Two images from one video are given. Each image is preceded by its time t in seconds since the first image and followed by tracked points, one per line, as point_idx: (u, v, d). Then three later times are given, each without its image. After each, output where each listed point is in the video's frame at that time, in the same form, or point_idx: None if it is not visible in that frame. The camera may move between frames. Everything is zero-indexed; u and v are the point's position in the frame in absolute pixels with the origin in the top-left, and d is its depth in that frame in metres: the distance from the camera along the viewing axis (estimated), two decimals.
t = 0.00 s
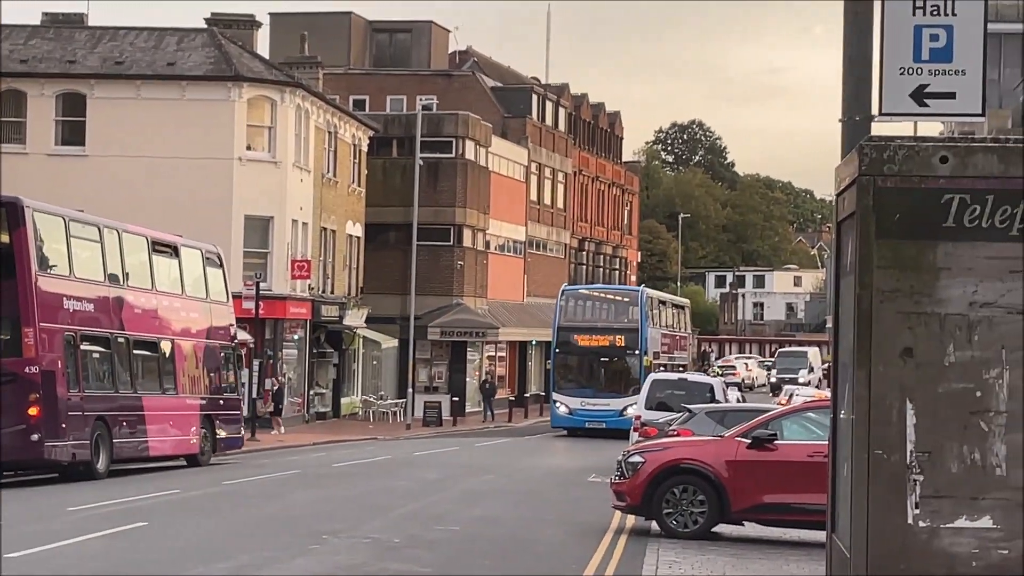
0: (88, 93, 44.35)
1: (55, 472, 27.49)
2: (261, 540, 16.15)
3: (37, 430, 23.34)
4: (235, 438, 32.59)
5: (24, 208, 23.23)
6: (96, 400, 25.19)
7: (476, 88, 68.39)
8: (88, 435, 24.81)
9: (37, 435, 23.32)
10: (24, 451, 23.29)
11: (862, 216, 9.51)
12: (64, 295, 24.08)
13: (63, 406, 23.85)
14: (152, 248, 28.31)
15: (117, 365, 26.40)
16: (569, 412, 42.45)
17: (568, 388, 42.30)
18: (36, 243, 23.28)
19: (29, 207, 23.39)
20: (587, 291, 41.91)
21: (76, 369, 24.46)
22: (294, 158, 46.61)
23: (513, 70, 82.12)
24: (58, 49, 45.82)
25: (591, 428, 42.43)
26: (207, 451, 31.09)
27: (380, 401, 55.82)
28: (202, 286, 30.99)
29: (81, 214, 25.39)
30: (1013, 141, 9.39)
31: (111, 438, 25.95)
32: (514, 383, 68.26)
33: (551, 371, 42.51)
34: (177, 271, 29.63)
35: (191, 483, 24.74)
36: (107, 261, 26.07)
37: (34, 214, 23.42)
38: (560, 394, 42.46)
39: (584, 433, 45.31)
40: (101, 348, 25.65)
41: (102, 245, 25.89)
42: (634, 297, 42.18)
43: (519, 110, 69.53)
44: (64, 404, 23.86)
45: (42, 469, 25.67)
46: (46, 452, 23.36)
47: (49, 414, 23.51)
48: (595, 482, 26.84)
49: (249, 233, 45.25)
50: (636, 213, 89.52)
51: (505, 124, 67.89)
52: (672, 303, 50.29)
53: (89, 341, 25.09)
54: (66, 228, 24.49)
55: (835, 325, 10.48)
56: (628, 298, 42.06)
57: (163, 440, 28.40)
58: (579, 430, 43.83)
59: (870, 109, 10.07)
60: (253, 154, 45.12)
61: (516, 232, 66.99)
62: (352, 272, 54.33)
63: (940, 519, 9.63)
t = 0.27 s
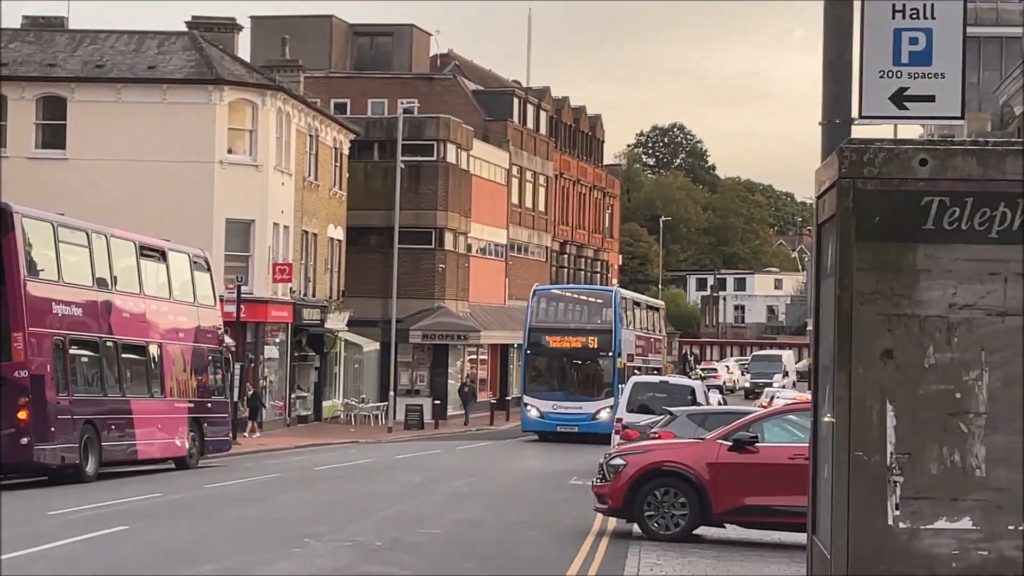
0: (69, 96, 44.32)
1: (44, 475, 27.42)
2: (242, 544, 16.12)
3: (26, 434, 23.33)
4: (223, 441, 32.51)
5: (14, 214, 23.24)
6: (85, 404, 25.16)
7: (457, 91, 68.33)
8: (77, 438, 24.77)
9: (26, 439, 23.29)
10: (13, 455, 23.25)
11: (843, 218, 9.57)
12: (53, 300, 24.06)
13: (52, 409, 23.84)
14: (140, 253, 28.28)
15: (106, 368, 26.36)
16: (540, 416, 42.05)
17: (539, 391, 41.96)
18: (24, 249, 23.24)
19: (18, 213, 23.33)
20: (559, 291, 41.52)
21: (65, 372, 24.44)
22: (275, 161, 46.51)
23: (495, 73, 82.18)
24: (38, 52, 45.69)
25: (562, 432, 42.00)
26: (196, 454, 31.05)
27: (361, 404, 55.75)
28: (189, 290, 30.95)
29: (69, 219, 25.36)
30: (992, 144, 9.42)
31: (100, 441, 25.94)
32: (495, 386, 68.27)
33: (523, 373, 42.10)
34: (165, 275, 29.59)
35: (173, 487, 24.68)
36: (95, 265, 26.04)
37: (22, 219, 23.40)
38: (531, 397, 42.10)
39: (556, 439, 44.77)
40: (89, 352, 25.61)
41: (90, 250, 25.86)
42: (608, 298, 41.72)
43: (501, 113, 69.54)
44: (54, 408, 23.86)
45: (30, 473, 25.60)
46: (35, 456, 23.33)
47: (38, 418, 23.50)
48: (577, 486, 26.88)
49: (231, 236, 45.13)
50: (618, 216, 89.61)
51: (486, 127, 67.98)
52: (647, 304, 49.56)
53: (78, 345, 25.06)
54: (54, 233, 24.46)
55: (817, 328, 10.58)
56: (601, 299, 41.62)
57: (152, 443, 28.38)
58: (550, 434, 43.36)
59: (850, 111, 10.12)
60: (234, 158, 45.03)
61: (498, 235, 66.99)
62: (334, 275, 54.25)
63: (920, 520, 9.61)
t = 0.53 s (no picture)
0: (56, 101, 44.18)
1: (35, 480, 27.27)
2: (231, 548, 16.12)
3: (21, 439, 23.29)
4: (216, 445, 32.44)
5: (9, 221, 23.18)
6: (78, 409, 25.14)
7: (445, 95, 68.32)
8: (71, 443, 24.69)
9: (21, 444, 23.26)
10: (8, 460, 23.17)
11: (829, 221, 9.57)
12: (46, 306, 24.04)
13: (46, 414, 23.82)
14: (133, 258, 28.30)
15: (99, 374, 26.32)
16: (519, 420, 40.76)
17: (518, 395, 40.73)
18: (19, 255, 23.24)
19: (13, 219, 23.35)
20: (538, 292, 40.26)
21: (59, 377, 24.42)
22: (263, 165, 46.49)
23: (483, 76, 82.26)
24: (25, 56, 45.63)
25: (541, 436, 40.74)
26: (189, 457, 31.02)
27: (350, 408, 55.73)
28: (182, 295, 30.93)
29: (62, 225, 25.33)
30: (977, 147, 9.47)
31: (95, 445, 25.91)
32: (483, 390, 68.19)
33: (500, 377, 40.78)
34: (157, 280, 29.58)
35: (161, 492, 24.65)
36: (87, 271, 26.03)
37: (16, 226, 23.36)
38: (509, 401, 40.82)
39: (532, 443, 43.59)
40: (82, 357, 25.59)
41: (82, 256, 25.84)
42: (589, 299, 40.44)
43: (488, 116, 69.53)
44: (48, 413, 23.83)
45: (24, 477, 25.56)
46: (29, 461, 23.27)
47: (33, 423, 23.48)
48: (565, 489, 26.91)
49: (218, 241, 45.15)
50: (606, 219, 89.76)
51: (474, 130, 68.05)
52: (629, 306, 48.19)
53: (71, 351, 25.05)
54: (47, 240, 24.43)
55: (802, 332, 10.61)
56: (582, 300, 40.34)
57: (145, 447, 28.35)
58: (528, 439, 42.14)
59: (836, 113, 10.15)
60: (222, 162, 45.01)
61: (485, 238, 67.04)
62: (322, 278, 54.23)
63: (907, 522, 9.61)
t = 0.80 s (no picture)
0: (50, 104, 44.06)
1: (36, 484, 27.28)
2: (227, 552, 16.10)
3: (20, 442, 23.27)
4: (212, 448, 32.42)
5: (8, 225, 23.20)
6: (77, 412, 25.13)
7: (439, 97, 68.32)
8: (69, 447, 24.68)
9: (21, 447, 23.24)
10: (7, 463, 23.16)
11: (823, 223, 9.59)
12: (45, 310, 24.03)
13: (46, 418, 23.79)
14: (130, 262, 28.30)
15: (98, 378, 26.31)
16: (503, 423, 39.37)
17: (502, 397, 39.33)
18: (17, 259, 23.23)
19: (11, 224, 23.35)
20: (523, 291, 38.84)
21: (58, 381, 24.40)
22: (257, 168, 46.44)
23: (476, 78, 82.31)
24: (18, 60, 45.60)
25: (526, 441, 39.35)
26: (187, 460, 31.00)
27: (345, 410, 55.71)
28: (179, 299, 30.90)
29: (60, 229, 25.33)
30: (971, 148, 9.45)
31: (94, 448, 25.90)
32: (478, 392, 68.06)
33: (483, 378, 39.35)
34: (155, 283, 29.55)
35: (156, 495, 24.65)
36: (85, 275, 26.03)
37: (15, 230, 23.36)
38: (493, 403, 39.44)
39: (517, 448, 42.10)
40: (81, 361, 25.56)
41: (80, 260, 25.84)
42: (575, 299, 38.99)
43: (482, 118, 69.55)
44: (47, 416, 23.81)
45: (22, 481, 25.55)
46: (29, 464, 23.25)
47: (32, 426, 23.44)
48: (561, 491, 26.90)
49: (213, 244, 45.08)
50: (600, 221, 89.79)
51: (468, 132, 68.06)
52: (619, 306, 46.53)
53: (70, 354, 25.03)
54: (46, 244, 24.42)
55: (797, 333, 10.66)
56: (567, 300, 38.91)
57: (143, 451, 28.33)
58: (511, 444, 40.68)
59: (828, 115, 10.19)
60: (215, 165, 44.94)
61: (479, 240, 67.02)
62: (316, 281, 54.19)
63: (902, 523, 9.59)
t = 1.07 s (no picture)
0: (48, 105, 44.13)
1: (39, 484, 27.32)
2: (228, 551, 16.09)
3: (23, 443, 23.25)
4: (213, 448, 32.41)
5: (9, 226, 23.20)
6: (78, 413, 25.11)
7: (437, 96, 68.30)
8: (71, 447, 24.67)
9: (23, 447, 23.22)
10: (10, 464, 23.15)
11: (822, 219, 9.57)
12: (47, 311, 24.02)
13: (47, 418, 23.77)
14: (132, 263, 28.28)
15: (100, 378, 26.31)
16: (492, 424, 38.36)
17: (491, 397, 38.33)
18: (19, 260, 23.22)
19: (12, 225, 23.34)
20: (512, 287, 37.68)
21: (59, 382, 24.39)
22: (256, 168, 46.47)
23: (474, 78, 82.29)
24: (16, 60, 45.61)
25: (516, 441, 38.35)
26: (188, 460, 30.99)
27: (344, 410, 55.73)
28: (180, 299, 30.89)
29: (61, 230, 25.34)
30: (969, 143, 9.45)
31: (95, 449, 25.91)
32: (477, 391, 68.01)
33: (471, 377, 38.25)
34: (156, 284, 29.53)
35: (157, 495, 24.65)
36: (87, 275, 26.02)
37: (16, 231, 23.36)
38: (482, 403, 38.44)
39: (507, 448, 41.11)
40: (82, 362, 25.55)
41: (81, 261, 25.84)
42: (565, 295, 37.92)
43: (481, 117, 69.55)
44: (49, 417, 23.80)
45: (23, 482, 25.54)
46: (31, 464, 23.24)
47: (34, 427, 23.42)
48: (561, 489, 26.88)
49: (211, 244, 45.06)
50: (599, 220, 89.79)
51: (466, 132, 68.05)
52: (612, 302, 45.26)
53: (71, 355, 25.02)
54: (47, 245, 24.42)
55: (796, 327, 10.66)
56: (557, 296, 37.81)
57: (144, 451, 28.32)
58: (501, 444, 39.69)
59: (826, 111, 10.21)
60: (215, 165, 44.94)
61: (478, 239, 66.98)
62: (315, 281, 54.18)
63: (902, 519, 9.57)
